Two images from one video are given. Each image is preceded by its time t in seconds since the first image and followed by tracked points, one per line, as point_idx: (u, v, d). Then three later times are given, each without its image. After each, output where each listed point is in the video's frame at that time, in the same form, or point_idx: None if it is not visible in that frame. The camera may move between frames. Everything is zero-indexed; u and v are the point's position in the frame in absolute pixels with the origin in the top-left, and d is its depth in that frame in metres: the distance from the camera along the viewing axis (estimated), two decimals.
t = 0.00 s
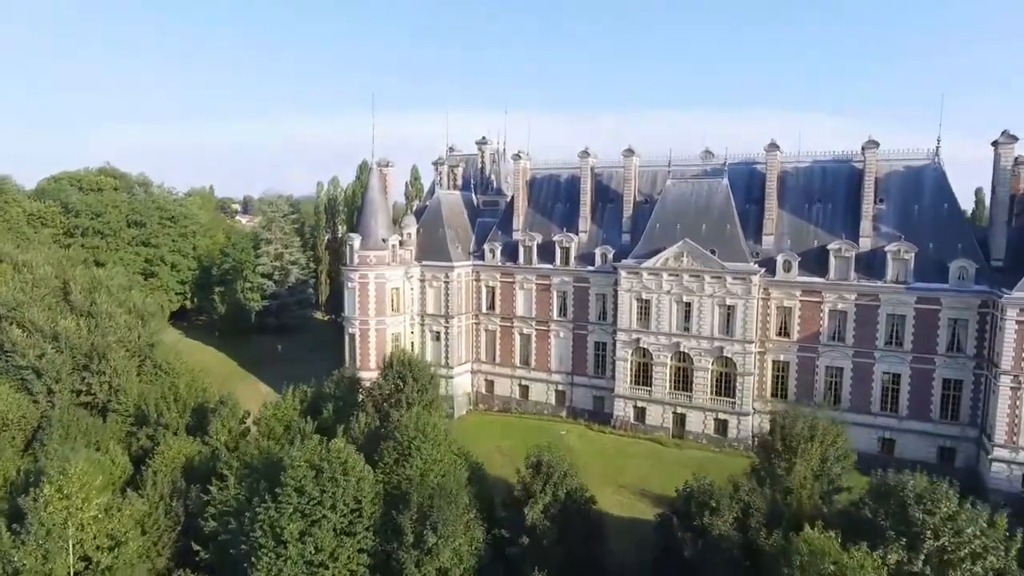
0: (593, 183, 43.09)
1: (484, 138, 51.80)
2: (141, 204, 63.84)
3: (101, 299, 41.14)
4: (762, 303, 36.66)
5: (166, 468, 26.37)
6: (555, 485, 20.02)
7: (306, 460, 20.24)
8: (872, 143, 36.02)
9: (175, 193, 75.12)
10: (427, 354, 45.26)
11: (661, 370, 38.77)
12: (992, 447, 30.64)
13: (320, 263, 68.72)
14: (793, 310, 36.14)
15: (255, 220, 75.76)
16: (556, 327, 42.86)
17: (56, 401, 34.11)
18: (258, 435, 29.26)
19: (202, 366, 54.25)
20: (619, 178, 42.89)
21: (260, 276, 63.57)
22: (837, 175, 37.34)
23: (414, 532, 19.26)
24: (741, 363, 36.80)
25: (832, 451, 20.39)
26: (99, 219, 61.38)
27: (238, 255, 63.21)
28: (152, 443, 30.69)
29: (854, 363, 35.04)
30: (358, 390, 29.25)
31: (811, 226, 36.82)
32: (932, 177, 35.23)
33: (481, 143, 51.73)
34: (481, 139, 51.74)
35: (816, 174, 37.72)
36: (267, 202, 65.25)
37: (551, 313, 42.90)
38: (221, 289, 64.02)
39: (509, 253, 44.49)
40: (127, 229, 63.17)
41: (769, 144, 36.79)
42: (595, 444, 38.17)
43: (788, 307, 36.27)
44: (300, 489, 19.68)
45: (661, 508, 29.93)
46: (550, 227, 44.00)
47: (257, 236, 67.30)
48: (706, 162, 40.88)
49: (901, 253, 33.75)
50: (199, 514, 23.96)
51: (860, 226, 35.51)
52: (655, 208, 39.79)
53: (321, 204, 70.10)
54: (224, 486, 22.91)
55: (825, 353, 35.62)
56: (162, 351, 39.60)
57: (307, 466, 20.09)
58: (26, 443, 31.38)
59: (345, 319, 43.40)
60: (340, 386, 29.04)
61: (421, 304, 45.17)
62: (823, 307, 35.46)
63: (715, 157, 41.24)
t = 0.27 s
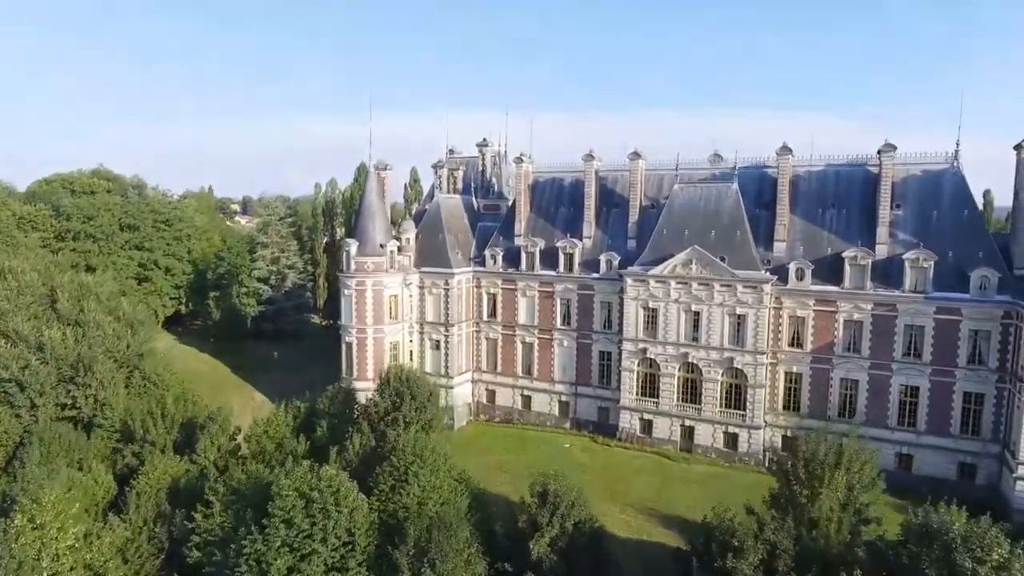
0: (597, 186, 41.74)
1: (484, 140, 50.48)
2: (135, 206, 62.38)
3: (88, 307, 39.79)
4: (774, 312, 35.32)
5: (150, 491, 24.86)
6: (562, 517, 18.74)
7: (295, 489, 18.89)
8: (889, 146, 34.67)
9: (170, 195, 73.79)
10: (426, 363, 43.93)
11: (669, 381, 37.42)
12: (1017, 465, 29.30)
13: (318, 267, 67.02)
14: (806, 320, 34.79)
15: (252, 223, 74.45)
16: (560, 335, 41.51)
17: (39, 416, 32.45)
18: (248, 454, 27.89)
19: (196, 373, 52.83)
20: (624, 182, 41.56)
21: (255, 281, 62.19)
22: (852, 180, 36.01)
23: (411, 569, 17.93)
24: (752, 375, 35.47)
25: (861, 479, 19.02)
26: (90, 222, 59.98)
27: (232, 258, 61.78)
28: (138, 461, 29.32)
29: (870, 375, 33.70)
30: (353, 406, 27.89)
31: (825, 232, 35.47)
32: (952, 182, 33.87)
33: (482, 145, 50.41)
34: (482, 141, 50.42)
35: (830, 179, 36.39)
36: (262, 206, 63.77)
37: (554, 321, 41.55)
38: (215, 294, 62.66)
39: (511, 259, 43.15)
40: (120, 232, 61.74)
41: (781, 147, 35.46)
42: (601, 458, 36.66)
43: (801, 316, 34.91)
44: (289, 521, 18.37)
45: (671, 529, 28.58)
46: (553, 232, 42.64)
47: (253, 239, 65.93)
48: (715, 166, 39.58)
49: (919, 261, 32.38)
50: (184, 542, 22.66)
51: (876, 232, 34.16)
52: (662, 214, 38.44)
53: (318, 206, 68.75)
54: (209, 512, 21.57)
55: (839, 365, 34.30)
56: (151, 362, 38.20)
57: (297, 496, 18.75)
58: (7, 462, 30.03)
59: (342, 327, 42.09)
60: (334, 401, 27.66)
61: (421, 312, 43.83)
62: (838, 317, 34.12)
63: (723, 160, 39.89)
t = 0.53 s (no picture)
0: (601, 190, 40.59)
1: (484, 142, 49.36)
2: (128, 209, 61.23)
3: (78, 315, 38.60)
4: (785, 321, 34.16)
5: (135, 512, 24.09)
6: (569, 548, 17.88)
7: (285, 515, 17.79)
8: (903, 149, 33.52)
9: (166, 197, 72.64)
10: (426, 371, 42.75)
11: (675, 392, 36.28)
12: None
13: (317, 269, 66.58)
14: (819, 329, 33.63)
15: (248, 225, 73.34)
16: (562, 343, 40.36)
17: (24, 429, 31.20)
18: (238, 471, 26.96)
19: (191, 379, 51.75)
20: (629, 185, 40.43)
21: (252, 285, 60.98)
22: (865, 184, 34.89)
23: None
24: (762, 386, 34.32)
25: (886, 507, 17.90)
26: (83, 226, 58.85)
27: (228, 262, 60.46)
28: (125, 476, 28.46)
29: (884, 387, 32.57)
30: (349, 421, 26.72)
31: (837, 239, 34.33)
32: (969, 186, 32.69)
33: (482, 147, 49.28)
34: (482, 142, 49.29)
35: (842, 183, 35.26)
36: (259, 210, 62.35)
37: (557, 329, 40.39)
38: (211, 298, 61.44)
39: (512, 264, 41.99)
40: (113, 236, 60.72)
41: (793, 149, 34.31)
42: (607, 471, 35.50)
43: (813, 325, 33.76)
44: (278, 552, 17.28)
45: (679, 549, 27.55)
46: (556, 237, 41.49)
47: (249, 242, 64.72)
48: (722, 170, 38.46)
49: (936, 269, 31.20)
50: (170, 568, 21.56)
51: (891, 239, 33.02)
52: (669, 218, 37.28)
53: (316, 208, 67.54)
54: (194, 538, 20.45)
55: (852, 376, 33.17)
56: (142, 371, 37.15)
57: (287, 524, 17.65)
58: None
59: (339, 334, 40.97)
60: (329, 417, 26.52)
61: (420, 318, 42.65)
62: (851, 327, 32.98)
63: (731, 163, 38.73)
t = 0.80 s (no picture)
0: (606, 194, 39.27)
1: (485, 144, 48.08)
2: (121, 213, 59.93)
3: (62, 323, 37.08)
4: (798, 332, 32.83)
5: (117, 539, 23.52)
6: None
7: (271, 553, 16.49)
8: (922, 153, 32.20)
9: (161, 200, 71.39)
10: (425, 382, 41.44)
11: (684, 405, 34.94)
12: None
13: (314, 272, 65.90)
14: (834, 341, 32.30)
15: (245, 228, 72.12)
16: (566, 353, 39.03)
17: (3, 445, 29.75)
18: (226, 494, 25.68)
19: (182, 389, 50.39)
20: (635, 190, 39.13)
21: (247, 290, 59.71)
22: (882, 189, 33.54)
23: None
24: (774, 400, 32.98)
25: (920, 544, 16.59)
26: (74, 230, 57.53)
27: (223, 267, 58.70)
28: (108, 497, 27.21)
29: (902, 401, 31.23)
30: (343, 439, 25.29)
31: (852, 246, 33.00)
32: (991, 192, 31.38)
33: (483, 150, 47.99)
34: (483, 145, 48.01)
35: (857, 188, 33.95)
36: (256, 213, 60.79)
37: (560, 338, 39.06)
38: (205, 303, 60.13)
39: (514, 271, 40.67)
40: (106, 240, 59.41)
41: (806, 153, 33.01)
42: (612, 488, 34.12)
43: (827, 336, 32.43)
44: None
45: None
46: (559, 242, 40.17)
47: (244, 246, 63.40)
48: (732, 174, 37.16)
49: (957, 278, 29.83)
50: None
51: (909, 246, 31.69)
52: (676, 224, 35.96)
53: (314, 210, 66.29)
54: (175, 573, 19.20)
55: (869, 390, 31.84)
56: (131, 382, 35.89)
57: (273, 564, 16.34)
58: None
59: (335, 344, 39.69)
60: (322, 436, 25.21)
61: (418, 327, 41.32)
62: (867, 338, 31.65)
63: (741, 167, 37.41)
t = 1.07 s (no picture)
0: (611, 199, 37.95)
1: (486, 146, 46.75)
2: (113, 217, 58.58)
3: (48, 334, 35.72)
4: (812, 344, 31.52)
5: (96, 569, 22.78)
6: None
7: None
8: (941, 157, 30.89)
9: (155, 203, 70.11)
10: (423, 393, 40.11)
11: (692, 419, 33.64)
12: None
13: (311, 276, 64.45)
14: (849, 354, 30.98)
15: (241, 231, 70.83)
16: (569, 364, 37.70)
17: None
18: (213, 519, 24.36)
19: (171, 399, 49.05)
20: (641, 195, 37.84)
21: (242, 296, 58.41)
22: (898, 196, 32.18)
23: None
24: (787, 415, 31.66)
25: None
26: (65, 234, 56.24)
27: (217, 272, 57.73)
28: (89, 520, 25.93)
29: (922, 417, 29.92)
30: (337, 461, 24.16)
31: (868, 254, 31.69)
32: (1013, 198, 30.07)
33: (483, 152, 46.68)
34: (483, 147, 46.68)
35: (872, 193, 32.63)
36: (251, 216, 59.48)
37: (564, 348, 37.74)
38: (200, 309, 58.82)
39: (515, 278, 39.35)
40: (98, 244, 58.09)
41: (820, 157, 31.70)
42: (617, 506, 32.79)
43: (843, 349, 31.11)
44: None
45: None
46: (562, 249, 38.85)
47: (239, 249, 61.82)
48: (742, 178, 35.84)
49: (980, 288, 28.47)
50: None
51: (928, 255, 30.35)
52: (684, 231, 34.64)
53: (311, 213, 64.97)
54: None
55: (887, 405, 30.52)
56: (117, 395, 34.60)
57: None
58: None
59: (330, 354, 38.36)
60: (314, 458, 23.86)
61: (417, 336, 40.00)
62: (885, 351, 30.33)
63: (751, 171, 36.09)
